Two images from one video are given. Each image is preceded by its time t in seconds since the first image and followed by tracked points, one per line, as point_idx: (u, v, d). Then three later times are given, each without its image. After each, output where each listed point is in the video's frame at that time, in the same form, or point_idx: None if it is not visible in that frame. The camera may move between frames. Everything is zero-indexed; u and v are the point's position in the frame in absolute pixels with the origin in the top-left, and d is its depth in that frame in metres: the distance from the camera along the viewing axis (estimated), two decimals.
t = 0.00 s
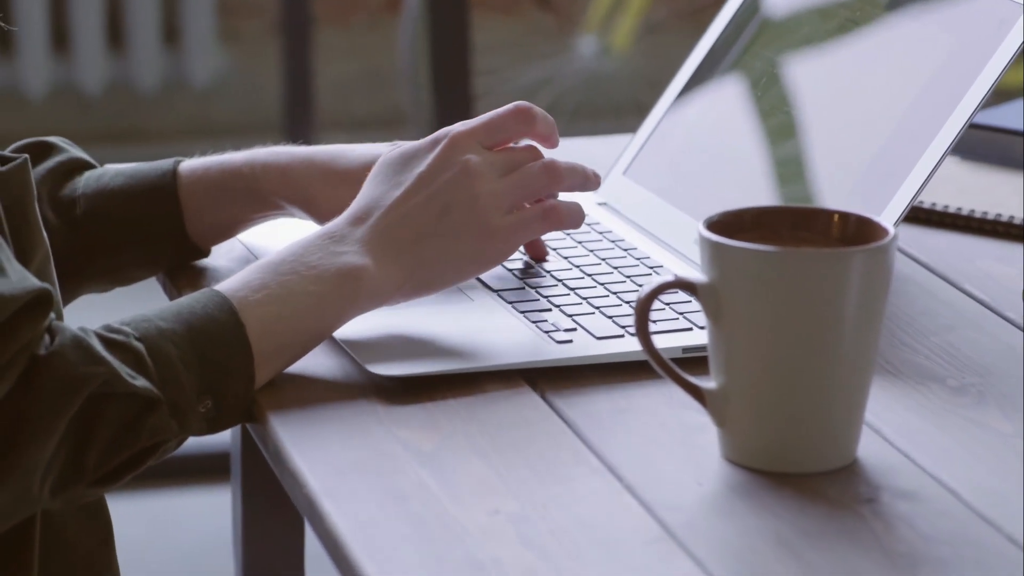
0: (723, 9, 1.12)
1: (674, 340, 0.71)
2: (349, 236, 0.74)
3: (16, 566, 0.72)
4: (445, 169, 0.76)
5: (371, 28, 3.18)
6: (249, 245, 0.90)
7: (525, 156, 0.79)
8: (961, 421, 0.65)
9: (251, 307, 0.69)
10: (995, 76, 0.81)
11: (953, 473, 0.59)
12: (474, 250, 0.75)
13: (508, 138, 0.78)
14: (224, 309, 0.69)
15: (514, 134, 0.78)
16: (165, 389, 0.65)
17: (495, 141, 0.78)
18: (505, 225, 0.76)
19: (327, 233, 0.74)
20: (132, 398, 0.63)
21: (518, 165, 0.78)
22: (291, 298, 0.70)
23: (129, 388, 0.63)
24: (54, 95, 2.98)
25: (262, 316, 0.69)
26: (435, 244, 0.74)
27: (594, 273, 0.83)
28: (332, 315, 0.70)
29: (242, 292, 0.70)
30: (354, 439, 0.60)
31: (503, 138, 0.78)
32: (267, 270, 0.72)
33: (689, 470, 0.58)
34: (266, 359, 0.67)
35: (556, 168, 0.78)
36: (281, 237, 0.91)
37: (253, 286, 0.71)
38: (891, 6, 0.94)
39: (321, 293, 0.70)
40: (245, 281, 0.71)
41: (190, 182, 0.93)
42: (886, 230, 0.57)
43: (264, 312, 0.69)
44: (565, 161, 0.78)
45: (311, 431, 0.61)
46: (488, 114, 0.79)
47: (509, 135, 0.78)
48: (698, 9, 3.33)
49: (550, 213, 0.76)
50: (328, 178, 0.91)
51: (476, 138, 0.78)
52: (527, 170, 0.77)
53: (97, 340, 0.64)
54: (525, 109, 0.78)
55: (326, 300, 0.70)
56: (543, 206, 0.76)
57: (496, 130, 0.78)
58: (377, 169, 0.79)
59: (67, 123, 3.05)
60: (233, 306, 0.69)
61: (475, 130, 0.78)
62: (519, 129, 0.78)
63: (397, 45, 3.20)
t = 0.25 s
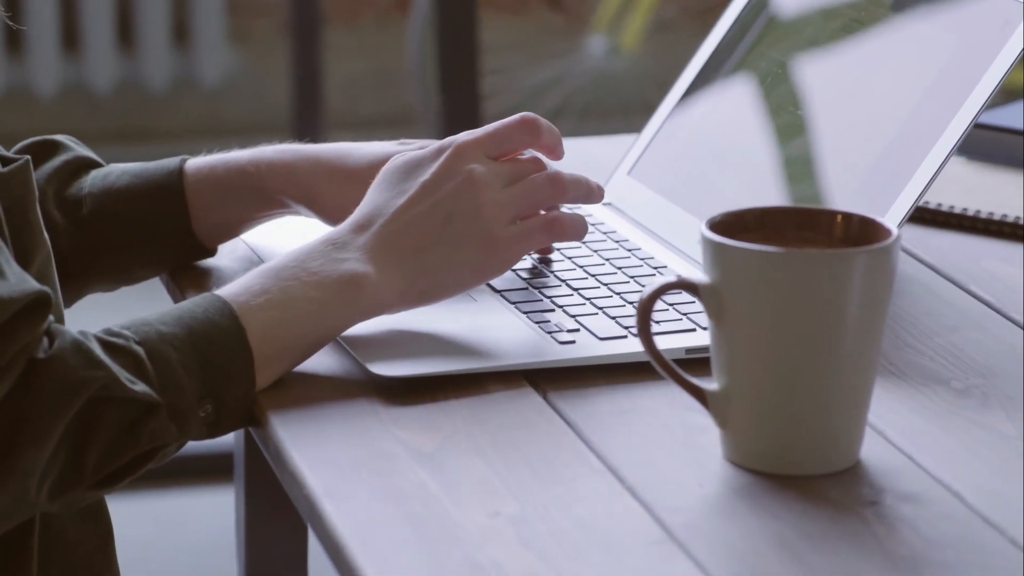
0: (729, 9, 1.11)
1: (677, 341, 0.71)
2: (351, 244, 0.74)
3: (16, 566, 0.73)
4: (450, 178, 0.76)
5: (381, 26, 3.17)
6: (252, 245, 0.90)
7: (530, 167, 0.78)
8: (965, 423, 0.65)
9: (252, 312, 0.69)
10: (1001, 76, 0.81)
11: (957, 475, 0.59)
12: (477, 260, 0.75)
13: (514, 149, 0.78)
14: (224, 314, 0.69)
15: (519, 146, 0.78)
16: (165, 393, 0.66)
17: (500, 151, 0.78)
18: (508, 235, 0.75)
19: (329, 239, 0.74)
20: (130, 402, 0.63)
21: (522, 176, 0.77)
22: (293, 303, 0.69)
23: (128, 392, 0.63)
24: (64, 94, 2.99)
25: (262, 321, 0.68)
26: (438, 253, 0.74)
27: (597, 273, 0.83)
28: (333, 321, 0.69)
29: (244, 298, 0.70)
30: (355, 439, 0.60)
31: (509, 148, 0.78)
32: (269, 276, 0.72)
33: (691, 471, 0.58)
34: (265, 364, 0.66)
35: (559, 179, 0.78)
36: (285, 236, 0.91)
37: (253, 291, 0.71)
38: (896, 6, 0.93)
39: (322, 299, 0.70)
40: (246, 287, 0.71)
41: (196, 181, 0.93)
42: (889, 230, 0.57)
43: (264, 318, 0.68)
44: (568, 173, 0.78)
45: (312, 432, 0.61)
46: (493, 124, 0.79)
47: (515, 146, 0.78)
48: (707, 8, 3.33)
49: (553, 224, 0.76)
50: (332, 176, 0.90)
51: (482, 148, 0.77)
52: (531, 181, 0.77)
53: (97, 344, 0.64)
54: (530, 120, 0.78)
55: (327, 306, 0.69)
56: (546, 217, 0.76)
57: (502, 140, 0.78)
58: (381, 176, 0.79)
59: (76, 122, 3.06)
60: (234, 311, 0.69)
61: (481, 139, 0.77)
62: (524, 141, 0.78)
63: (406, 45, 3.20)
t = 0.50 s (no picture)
0: (730, 8, 1.11)
1: (676, 341, 0.70)
2: (350, 246, 0.74)
3: (15, 566, 0.73)
4: (450, 181, 0.75)
5: (386, 25, 3.17)
6: (252, 245, 0.90)
7: (530, 170, 0.77)
8: (964, 424, 0.65)
9: (249, 314, 0.69)
10: (1002, 75, 0.81)
11: (956, 476, 0.59)
12: (476, 264, 0.74)
13: (514, 151, 0.78)
14: (221, 315, 0.69)
15: (522, 148, 0.78)
16: (160, 395, 0.66)
17: (500, 153, 0.77)
18: (508, 239, 0.75)
19: (328, 241, 0.74)
20: (125, 405, 0.63)
21: (522, 179, 0.77)
22: (290, 305, 0.69)
23: (123, 395, 0.63)
24: (68, 93, 2.99)
25: (260, 323, 0.68)
26: (436, 256, 0.73)
27: (597, 273, 0.82)
28: (331, 324, 0.69)
29: (241, 299, 0.70)
30: (352, 440, 0.60)
31: (509, 151, 0.77)
32: (266, 277, 0.72)
33: (689, 473, 0.58)
34: (262, 366, 0.66)
35: (560, 183, 0.77)
36: (285, 236, 0.91)
37: (251, 293, 0.71)
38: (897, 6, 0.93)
39: (320, 301, 0.70)
40: (243, 289, 0.71)
41: (196, 181, 0.93)
42: (888, 231, 0.57)
43: (261, 320, 0.68)
44: (569, 176, 0.77)
45: (310, 432, 0.61)
46: (493, 128, 0.78)
47: (517, 148, 0.78)
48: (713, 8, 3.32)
49: (553, 229, 0.75)
50: (333, 177, 0.90)
51: (482, 151, 0.77)
52: (532, 185, 0.76)
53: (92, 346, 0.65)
54: (531, 123, 0.77)
55: (325, 308, 0.69)
56: (546, 221, 0.75)
57: (503, 143, 0.77)
58: (381, 177, 0.78)
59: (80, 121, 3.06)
60: (231, 313, 0.69)
61: (480, 143, 0.77)
62: (526, 144, 0.78)
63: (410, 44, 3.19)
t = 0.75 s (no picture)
0: (731, 8, 1.11)
1: (674, 341, 0.70)
2: (347, 248, 0.74)
3: (13, 566, 0.73)
4: (449, 182, 0.75)
5: (390, 24, 3.18)
6: (249, 244, 0.90)
7: (530, 171, 0.77)
8: (963, 424, 0.65)
9: (246, 315, 0.69)
10: (1001, 75, 0.81)
11: (953, 476, 0.59)
12: (474, 265, 0.74)
13: (513, 152, 0.78)
14: (218, 316, 0.69)
15: (521, 148, 0.77)
16: (156, 396, 0.66)
17: (499, 155, 0.77)
18: (506, 241, 0.74)
19: (325, 243, 0.74)
20: (120, 406, 0.63)
21: (520, 181, 0.77)
22: (287, 307, 0.69)
23: (118, 397, 0.63)
24: (71, 91, 2.99)
25: (256, 324, 0.68)
26: (434, 258, 0.73)
27: (596, 273, 0.82)
28: (328, 325, 0.69)
29: (238, 300, 0.70)
30: (349, 440, 0.60)
31: (509, 151, 0.77)
32: (264, 278, 0.72)
33: (686, 473, 0.58)
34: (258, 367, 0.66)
35: (559, 185, 0.76)
36: (283, 235, 0.91)
37: (247, 294, 0.71)
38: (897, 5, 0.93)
39: (317, 302, 0.70)
40: (240, 290, 0.71)
41: (193, 179, 0.93)
42: (886, 231, 0.57)
43: (258, 321, 0.68)
44: (569, 178, 0.77)
45: (307, 432, 0.60)
46: (493, 129, 0.78)
47: (517, 149, 0.77)
48: (717, 6, 3.32)
49: (553, 231, 0.75)
50: (331, 177, 0.90)
51: (481, 153, 0.77)
52: (531, 186, 0.76)
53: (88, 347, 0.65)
54: (530, 123, 0.77)
55: (322, 309, 0.69)
56: (544, 223, 0.75)
57: (502, 144, 0.77)
58: (380, 178, 0.78)
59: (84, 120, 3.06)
60: (227, 314, 0.69)
61: (479, 144, 0.77)
62: (526, 144, 0.77)
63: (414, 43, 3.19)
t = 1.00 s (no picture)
0: (730, 7, 1.11)
1: (671, 342, 0.70)
2: (344, 250, 0.74)
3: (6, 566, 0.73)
4: (446, 183, 0.75)
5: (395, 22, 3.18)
6: (248, 242, 0.90)
7: (528, 171, 0.77)
8: (960, 426, 0.65)
9: (241, 317, 0.69)
10: (999, 75, 0.81)
11: (949, 479, 0.59)
12: (471, 266, 0.74)
13: (513, 152, 0.77)
14: (212, 318, 0.69)
15: (520, 148, 0.77)
16: (150, 399, 0.66)
17: (497, 155, 0.77)
18: (503, 243, 0.74)
19: (323, 245, 0.74)
20: (112, 410, 0.63)
21: (518, 182, 0.77)
22: (282, 309, 0.69)
23: (112, 401, 0.63)
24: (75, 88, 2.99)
25: (252, 325, 0.68)
26: (430, 259, 0.73)
27: (594, 273, 0.82)
28: (324, 327, 0.69)
29: (234, 302, 0.70)
30: (345, 441, 0.60)
31: (507, 151, 0.77)
32: (259, 280, 0.72)
33: (682, 475, 0.58)
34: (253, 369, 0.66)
35: (556, 184, 0.76)
36: (282, 233, 0.91)
37: (243, 295, 0.71)
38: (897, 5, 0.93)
39: (313, 304, 0.70)
40: (236, 291, 0.71)
41: (187, 180, 0.93)
42: (883, 233, 0.56)
43: (253, 322, 0.68)
44: (566, 178, 0.76)
45: (303, 433, 0.60)
46: (491, 129, 0.78)
47: (517, 149, 0.77)
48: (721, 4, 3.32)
49: (549, 233, 0.75)
50: (326, 173, 0.90)
51: (479, 153, 0.77)
52: (529, 187, 0.76)
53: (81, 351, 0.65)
54: (529, 122, 0.76)
55: (318, 311, 0.69)
56: (540, 225, 0.75)
57: (500, 144, 0.77)
58: (378, 179, 0.78)
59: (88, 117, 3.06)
60: (221, 315, 0.69)
61: (476, 145, 0.77)
62: (525, 143, 0.77)
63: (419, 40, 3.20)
